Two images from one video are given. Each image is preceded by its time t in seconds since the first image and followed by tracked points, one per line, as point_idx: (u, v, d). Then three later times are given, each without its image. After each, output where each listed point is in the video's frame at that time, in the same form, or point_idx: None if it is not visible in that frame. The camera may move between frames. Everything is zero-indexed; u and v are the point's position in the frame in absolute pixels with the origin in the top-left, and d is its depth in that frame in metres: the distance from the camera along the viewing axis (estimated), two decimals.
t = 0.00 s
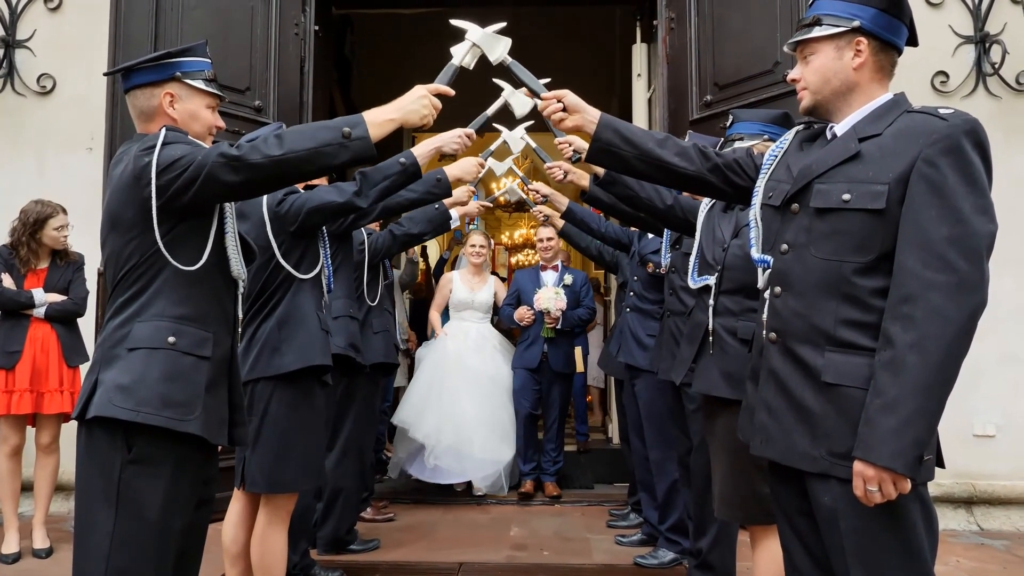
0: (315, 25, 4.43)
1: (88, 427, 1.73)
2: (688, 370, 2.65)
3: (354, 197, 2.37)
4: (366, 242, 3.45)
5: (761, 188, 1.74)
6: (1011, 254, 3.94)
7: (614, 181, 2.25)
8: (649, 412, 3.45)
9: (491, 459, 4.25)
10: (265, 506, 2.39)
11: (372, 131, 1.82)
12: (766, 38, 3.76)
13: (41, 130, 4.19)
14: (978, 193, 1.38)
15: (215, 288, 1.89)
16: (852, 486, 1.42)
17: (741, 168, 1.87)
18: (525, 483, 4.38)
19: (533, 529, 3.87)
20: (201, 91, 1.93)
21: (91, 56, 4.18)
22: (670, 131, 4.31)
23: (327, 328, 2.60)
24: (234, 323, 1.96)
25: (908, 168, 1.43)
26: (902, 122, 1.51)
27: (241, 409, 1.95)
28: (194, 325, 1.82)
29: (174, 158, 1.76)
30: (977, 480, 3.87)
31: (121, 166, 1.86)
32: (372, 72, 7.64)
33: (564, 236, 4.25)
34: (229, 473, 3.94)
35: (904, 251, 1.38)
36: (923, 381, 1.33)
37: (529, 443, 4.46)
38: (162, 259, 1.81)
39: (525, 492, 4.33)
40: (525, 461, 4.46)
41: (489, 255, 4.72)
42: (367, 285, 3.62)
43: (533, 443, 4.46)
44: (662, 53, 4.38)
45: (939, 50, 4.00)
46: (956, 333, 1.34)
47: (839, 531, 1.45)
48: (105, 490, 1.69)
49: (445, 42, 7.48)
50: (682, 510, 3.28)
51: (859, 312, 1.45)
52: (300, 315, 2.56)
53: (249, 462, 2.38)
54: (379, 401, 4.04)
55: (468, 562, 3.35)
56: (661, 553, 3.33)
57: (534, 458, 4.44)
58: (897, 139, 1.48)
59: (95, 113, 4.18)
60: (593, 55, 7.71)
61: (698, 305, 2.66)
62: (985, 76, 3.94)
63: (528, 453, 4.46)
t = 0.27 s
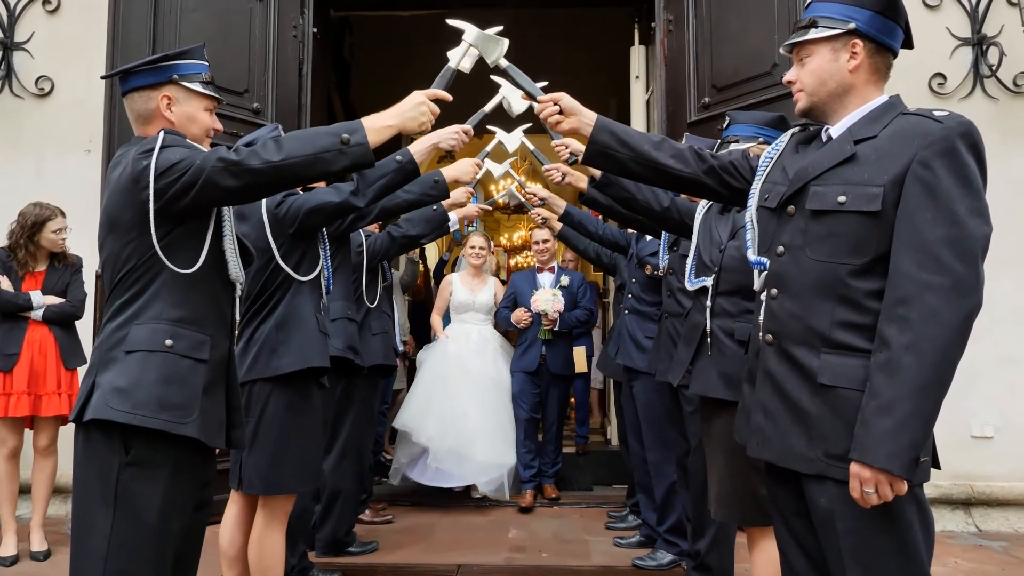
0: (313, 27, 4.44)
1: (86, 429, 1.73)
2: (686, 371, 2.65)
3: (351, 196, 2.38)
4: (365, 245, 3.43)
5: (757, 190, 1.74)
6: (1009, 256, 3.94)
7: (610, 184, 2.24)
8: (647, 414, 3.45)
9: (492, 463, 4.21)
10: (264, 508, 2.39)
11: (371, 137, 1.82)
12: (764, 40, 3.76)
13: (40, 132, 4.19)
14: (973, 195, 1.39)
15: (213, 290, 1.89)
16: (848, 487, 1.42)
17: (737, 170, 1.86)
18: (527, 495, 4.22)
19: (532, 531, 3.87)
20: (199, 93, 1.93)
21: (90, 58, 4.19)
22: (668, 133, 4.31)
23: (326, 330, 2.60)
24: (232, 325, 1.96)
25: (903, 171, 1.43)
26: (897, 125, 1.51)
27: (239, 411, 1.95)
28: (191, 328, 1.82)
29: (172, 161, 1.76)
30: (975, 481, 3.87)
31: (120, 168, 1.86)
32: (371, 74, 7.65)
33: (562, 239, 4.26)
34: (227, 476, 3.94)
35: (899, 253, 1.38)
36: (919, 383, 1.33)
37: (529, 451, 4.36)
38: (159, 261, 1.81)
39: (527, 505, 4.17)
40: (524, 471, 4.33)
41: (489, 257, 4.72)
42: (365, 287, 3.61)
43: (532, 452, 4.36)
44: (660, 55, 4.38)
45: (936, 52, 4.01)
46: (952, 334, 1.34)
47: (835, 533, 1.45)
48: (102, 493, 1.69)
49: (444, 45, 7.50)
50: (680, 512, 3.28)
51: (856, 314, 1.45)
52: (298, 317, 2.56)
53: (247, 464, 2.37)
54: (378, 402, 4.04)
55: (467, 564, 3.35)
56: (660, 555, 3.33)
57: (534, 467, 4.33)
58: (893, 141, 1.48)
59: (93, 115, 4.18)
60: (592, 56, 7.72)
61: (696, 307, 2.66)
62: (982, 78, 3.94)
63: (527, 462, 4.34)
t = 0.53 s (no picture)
0: (310, 30, 4.44)
1: (84, 432, 1.73)
2: (683, 373, 2.66)
3: (349, 200, 2.38)
4: (363, 248, 3.40)
5: (752, 192, 1.75)
6: (1005, 257, 3.95)
7: (608, 187, 2.26)
8: (645, 415, 3.46)
9: (491, 465, 4.22)
10: (262, 510, 2.40)
11: (369, 140, 1.82)
12: (760, 42, 3.77)
13: (37, 135, 4.19)
14: (966, 196, 1.39)
15: (211, 292, 1.89)
16: (843, 488, 1.43)
17: (733, 171, 1.87)
18: (523, 499, 4.21)
19: (530, 532, 3.87)
20: (186, 92, 1.91)
21: (87, 61, 4.19)
22: (665, 135, 4.32)
23: (324, 332, 2.60)
24: (230, 328, 1.96)
25: (897, 172, 1.44)
26: (890, 127, 1.52)
27: (237, 414, 1.95)
28: (190, 330, 1.82)
29: (171, 164, 1.76)
30: (972, 482, 3.88)
31: (118, 171, 1.86)
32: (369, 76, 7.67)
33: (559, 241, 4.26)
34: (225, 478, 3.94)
35: (893, 255, 1.39)
36: (913, 385, 1.34)
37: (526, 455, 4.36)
38: (158, 263, 1.81)
39: (524, 509, 4.17)
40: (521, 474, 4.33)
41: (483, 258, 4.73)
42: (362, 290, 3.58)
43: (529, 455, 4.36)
44: (657, 57, 4.39)
45: (932, 53, 4.02)
46: (945, 335, 1.34)
47: (831, 533, 1.45)
48: (99, 496, 1.69)
49: (441, 47, 7.51)
50: (678, 513, 3.29)
51: (850, 315, 1.45)
52: (296, 320, 2.56)
53: (245, 466, 2.38)
54: (376, 405, 4.04)
55: (464, 566, 3.35)
56: (658, 556, 3.34)
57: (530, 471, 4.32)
58: (886, 143, 1.49)
59: (91, 118, 4.19)
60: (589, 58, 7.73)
61: (693, 308, 2.67)
62: (978, 79, 3.95)
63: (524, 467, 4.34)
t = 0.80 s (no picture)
0: (309, 32, 4.45)
1: (83, 434, 1.73)
2: (683, 374, 2.66)
3: (349, 205, 2.39)
4: (361, 249, 3.40)
5: (749, 193, 1.75)
6: (1003, 257, 3.96)
7: (607, 189, 2.27)
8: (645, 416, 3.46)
9: (488, 473, 4.20)
10: (261, 512, 2.40)
11: (367, 134, 1.82)
12: (759, 43, 3.77)
13: (36, 137, 4.19)
14: (963, 197, 1.40)
15: (211, 294, 1.89)
16: (841, 489, 1.43)
17: (730, 173, 1.87)
18: (523, 500, 4.22)
19: (529, 534, 3.87)
20: (178, 93, 1.91)
21: (86, 63, 4.19)
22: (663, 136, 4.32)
23: (322, 335, 2.61)
24: (229, 329, 1.96)
25: (894, 172, 1.44)
26: (887, 127, 1.52)
27: (236, 416, 1.95)
28: (190, 331, 1.82)
29: (170, 164, 1.77)
30: (971, 482, 3.88)
31: (117, 174, 1.86)
32: (368, 78, 7.68)
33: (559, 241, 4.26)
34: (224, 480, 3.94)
35: (890, 256, 1.39)
36: (910, 385, 1.34)
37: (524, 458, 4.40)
38: (158, 265, 1.82)
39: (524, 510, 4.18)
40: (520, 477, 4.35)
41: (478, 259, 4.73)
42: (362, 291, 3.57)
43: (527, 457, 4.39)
44: (655, 58, 4.40)
45: (930, 54, 4.02)
46: (943, 335, 1.35)
47: (829, 534, 1.46)
48: (99, 498, 1.69)
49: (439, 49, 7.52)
50: (677, 514, 3.29)
51: (847, 316, 1.46)
52: (296, 322, 2.56)
53: (244, 468, 2.38)
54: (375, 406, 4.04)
55: (464, 567, 3.35)
56: (657, 557, 3.34)
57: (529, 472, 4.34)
58: (883, 143, 1.49)
59: (90, 120, 4.19)
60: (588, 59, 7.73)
61: (692, 310, 2.67)
62: (976, 80, 3.96)
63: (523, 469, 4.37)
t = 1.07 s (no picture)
0: (308, 33, 4.45)
1: (82, 435, 1.73)
2: (683, 375, 2.66)
3: (351, 206, 2.40)
4: (361, 250, 3.42)
5: (747, 194, 1.75)
6: (1002, 258, 3.96)
7: (608, 189, 2.28)
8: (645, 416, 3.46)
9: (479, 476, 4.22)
10: (261, 514, 2.40)
11: (367, 137, 1.82)
12: (757, 44, 3.78)
13: (35, 138, 4.19)
14: (961, 198, 1.40)
15: (210, 296, 1.90)
16: (840, 489, 1.43)
17: (728, 173, 1.87)
18: (522, 503, 4.21)
19: (529, 535, 3.87)
20: (186, 95, 1.93)
21: (86, 65, 4.20)
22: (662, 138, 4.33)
23: (324, 336, 2.61)
24: (229, 331, 1.96)
25: (892, 174, 1.44)
26: (885, 129, 1.52)
27: (235, 417, 1.95)
28: (189, 333, 1.82)
29: (169, 165, 1.77)
30: (970, 483, 3.88)
31: (117, 175, 1.86)
32: (368, 79, 7.69)
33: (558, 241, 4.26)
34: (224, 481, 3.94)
35: (889, 256, 1.39)
36: (909, 385, 1.34)
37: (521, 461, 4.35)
38: (157, 267, 1.82)
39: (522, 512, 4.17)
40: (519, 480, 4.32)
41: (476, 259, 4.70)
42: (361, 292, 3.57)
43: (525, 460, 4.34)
44: (654, 59, 4.40)
45: (928, 55, 4.03)
46: (941, 336, 1.35)
47: (828, 534, 1.46)
48: (98, 500, 1.69)
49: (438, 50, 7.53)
50: (677, 515, 3.29)
51: (845, 317, 1.46)
52: (297, 323, 2.56)
53: (244, 470, 2.38)
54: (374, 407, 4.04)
55: (463, 568, 3.35)
56: (657, 558, 3.34)
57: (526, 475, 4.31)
58: (881, 144, 1.49)
59: (89, 121, 4.19)
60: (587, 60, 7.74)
61: (693, 311, 2.68)
62: (975, 81, 3.97)
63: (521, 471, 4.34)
